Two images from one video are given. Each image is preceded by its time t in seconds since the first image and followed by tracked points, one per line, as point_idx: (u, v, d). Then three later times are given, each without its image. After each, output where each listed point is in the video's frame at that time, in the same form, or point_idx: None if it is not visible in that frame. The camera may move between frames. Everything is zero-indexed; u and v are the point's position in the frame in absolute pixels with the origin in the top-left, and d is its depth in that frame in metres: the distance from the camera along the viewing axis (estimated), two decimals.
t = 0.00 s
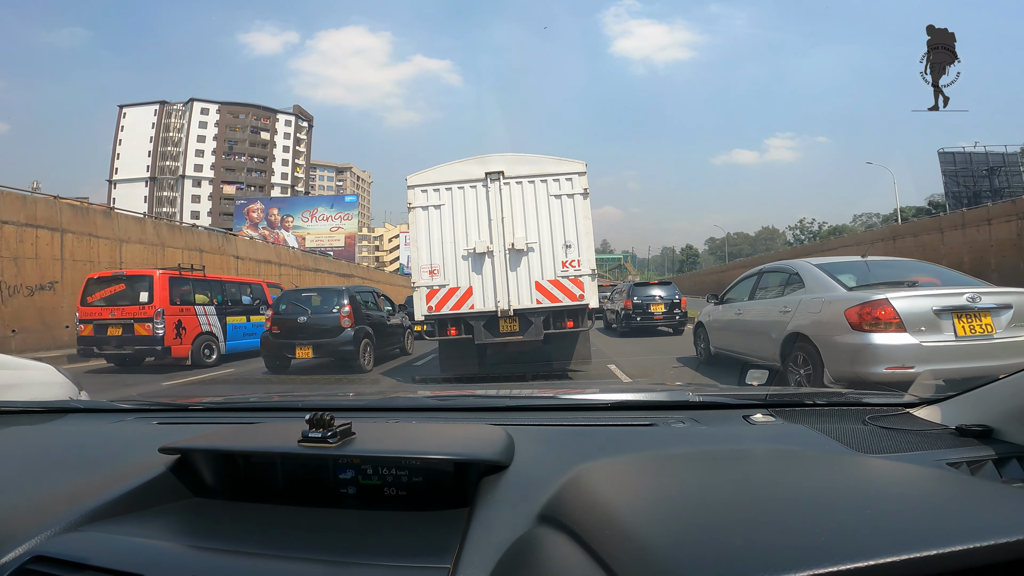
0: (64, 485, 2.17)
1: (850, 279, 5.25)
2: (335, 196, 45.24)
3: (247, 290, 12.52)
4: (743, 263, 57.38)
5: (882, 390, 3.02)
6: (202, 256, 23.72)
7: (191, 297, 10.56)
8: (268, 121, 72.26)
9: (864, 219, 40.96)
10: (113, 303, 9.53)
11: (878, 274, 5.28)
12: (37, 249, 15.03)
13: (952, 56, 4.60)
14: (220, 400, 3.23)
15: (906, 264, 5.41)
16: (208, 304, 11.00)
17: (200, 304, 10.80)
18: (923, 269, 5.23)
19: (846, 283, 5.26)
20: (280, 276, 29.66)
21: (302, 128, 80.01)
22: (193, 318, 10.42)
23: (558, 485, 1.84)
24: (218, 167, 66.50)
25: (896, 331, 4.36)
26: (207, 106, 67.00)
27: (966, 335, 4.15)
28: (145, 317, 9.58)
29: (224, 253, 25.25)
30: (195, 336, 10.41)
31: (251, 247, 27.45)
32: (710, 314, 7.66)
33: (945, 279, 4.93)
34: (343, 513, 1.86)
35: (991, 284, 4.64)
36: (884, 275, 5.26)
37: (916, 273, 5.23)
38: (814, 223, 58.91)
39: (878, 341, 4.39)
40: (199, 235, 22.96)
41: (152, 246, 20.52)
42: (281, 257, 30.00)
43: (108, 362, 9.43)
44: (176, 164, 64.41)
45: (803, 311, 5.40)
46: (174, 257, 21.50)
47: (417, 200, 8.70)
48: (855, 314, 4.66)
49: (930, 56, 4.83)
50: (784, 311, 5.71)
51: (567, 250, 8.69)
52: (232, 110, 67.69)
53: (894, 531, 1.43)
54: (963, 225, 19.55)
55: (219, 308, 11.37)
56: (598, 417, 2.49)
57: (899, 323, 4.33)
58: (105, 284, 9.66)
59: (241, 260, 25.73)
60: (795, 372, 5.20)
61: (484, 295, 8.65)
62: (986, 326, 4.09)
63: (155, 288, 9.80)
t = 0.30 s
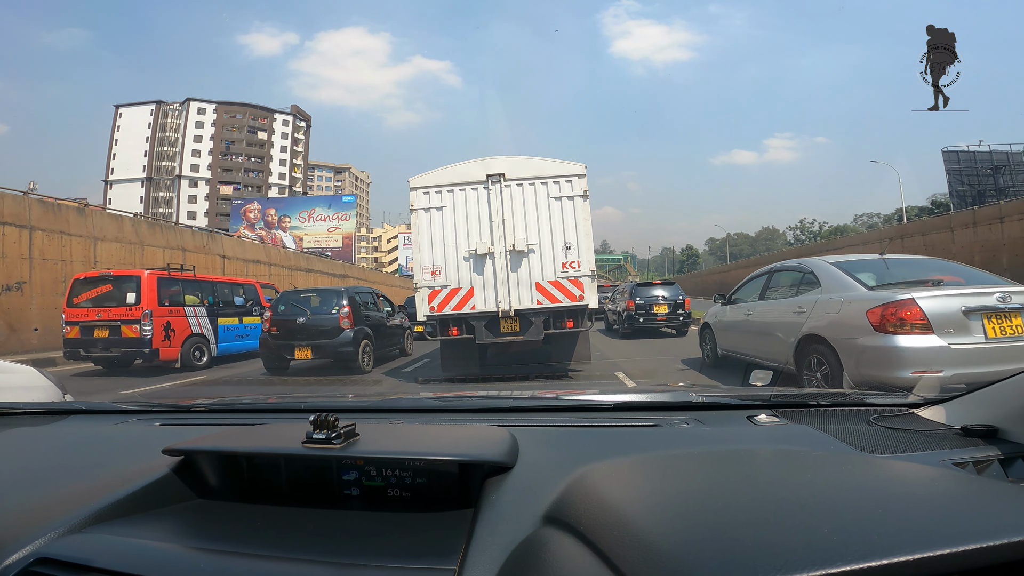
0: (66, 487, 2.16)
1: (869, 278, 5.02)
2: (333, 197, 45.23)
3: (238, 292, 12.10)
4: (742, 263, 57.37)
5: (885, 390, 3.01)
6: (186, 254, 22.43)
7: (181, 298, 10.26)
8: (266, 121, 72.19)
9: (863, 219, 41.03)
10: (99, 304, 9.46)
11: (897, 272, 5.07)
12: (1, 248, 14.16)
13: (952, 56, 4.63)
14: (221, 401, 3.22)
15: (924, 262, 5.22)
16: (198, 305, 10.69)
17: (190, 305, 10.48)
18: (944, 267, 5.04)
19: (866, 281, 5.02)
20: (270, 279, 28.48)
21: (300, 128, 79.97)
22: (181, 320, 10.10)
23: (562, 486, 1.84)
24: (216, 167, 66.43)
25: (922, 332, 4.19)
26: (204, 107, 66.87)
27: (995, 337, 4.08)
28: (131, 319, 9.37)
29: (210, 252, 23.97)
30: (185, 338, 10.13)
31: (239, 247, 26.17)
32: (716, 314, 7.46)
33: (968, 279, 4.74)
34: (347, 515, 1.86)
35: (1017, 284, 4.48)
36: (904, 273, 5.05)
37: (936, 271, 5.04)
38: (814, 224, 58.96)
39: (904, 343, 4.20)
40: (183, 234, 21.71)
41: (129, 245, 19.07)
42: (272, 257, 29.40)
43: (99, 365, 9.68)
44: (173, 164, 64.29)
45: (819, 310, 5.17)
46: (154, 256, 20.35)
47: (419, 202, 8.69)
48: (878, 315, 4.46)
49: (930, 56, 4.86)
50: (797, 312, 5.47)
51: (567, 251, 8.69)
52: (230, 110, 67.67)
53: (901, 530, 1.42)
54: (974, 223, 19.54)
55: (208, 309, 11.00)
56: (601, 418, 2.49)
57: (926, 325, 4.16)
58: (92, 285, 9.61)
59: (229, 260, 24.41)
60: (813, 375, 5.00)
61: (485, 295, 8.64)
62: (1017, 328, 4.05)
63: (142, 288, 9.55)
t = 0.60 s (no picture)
0: (68, 484, 2.18)
1: (891, 277, 4.85)
2: (329, 194, 45.14)
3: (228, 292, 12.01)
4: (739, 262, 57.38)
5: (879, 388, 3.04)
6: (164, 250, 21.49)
7: (168, 296, 10.22)
8: (262, 117, 71.96)
9: (864, 218, 41.09)
10: (84, 302, 9.41)
11: (919, 271, 4.90)
12: None
13: (952, 56, 4.67)
14: (221, 399, 3.24)
15: (944, 260, 5.07)
16: (187, 303, 10.64)
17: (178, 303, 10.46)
18: (965, 266, 4.91)
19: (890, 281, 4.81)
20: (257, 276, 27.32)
21: (296, 125, 79.73)
22: (168, 318, 10.03)
23: (561, 483, 1.87)
24: (211, 164, 66.22)
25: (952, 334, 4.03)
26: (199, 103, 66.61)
27: None
28: (116, 317, 9.35)
29: (190, 247, 22.99)
30: (173, 337, 10.09)
31: (222, 242, 25.32)
32: (722, 313, 7.27)
33: (991, 278, 4.64)
34: (349, 512, 1.88)
35: None
36: (926, 272, 4.88)
37: (957, 270, 4.90)
38: (813, 222, 59.05)
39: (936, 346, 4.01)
40: (162, 227, 20.66)
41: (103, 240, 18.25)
42: (260, 254, 28.57)
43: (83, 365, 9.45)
44: (168, 161, 64.04)
45: (839, 310, 4.94)
46: (130, 252, 19.38)
47: (420, 202, 8.71)
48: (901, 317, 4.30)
49: (931, 55, 4.88)
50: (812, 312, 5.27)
51: (565, 251, 8.71)
52: (226, 107, 67.46)
53: (893, 526, 1.45)
54: (983, 221, 19.59)
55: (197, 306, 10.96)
56: (599, 416, 2.51)
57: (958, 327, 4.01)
58: (78, 283, 9.57)
59: (211, 255, 23.50)
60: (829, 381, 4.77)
61: (485, 294, 8.66)
62: None
63: (127, 286, 9.50)
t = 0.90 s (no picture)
0: (69, 485, 2.17)
1: (922, 274, 4.46)
2: (325, 193, 45.08)
3: (218, 292, 12.03)
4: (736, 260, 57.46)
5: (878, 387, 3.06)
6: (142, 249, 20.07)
7: (158, 297, 10.24)
8: (258, 116, 71.82)
9: (864, 216, 41.23)
10: (71, 303, 9.33)
11: (952, 267, 4.52)
12: None
13: (952, 56, 4.67)
14: (221, 400, 3.23)
15: (976, 255, 4.70)
16: (177, 304, 10.64)
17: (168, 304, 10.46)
18: (1002, 261, 4.52)
19: (921, 277, 4.43)
20: (243, 275, 25.85)
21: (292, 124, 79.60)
22: (157, 319, 10.02)
23: (562, 482, 1.87)
24: (206, 164, 66.11)
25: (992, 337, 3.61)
26: (195, 102, 66.39)
27: None
28: (103, 319, 9.31)
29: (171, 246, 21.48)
30: (162, 339, 10.06)
31: (206, 241, 23.61)
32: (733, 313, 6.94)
33: None
34: (351, 512, 1.88)
35: None
36: (960, 268, 4.50)
37: (993, 265, 4.53)
38: (811, 220, 59.13)
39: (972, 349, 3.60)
40: (139, 225, 19.36)
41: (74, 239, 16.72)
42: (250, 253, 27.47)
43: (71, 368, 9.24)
44: (163, 160, 63.93)
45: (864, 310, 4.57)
46: (104, 251, 17.70)
47: (421, 203, 8.71)
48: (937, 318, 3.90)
49: (930, 56, 4.88)
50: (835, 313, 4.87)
51: (564, 251, 8.71)
52: (221, 106, 67.38)
53: (894, 523, 1.46)
54: (991, 219, 19.72)
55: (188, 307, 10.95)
56: (600, 416, 2.51)
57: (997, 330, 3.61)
58: (65, 284, 9.50)
59: (194, 254, 22.06)
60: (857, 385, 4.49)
61: (485, 294, 8.66)
62: None
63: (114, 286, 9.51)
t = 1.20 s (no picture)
0: (67, 488, 2.13)
1: (964, 271, 4.07)
2: (324, 196, 45.03)
3: (212, 295, 12.01)
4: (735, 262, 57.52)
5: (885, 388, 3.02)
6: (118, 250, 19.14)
7: (148, 300, 10.21)
8: (256, 119, 71.85)
9: (864, 216, 41.26)
10: (59, 307, 9.29)
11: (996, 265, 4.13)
12: None
13: (953, 55, 4.65)
14: (220, 403, 3.19)
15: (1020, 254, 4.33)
16: (168, 307, 10.63)
17: (159, 308, 10.42)
18: None
19: (963, 275, 4.05)
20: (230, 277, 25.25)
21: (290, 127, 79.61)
22: (147, 322, 9.97)
23: (568, 486, 1.82)
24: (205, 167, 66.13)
25: None
26: (191, 105, 66.34)
27: None
28: (92, 323, 9.17)
29: (153, 247, 20.75)
30: (153, 342, 9.99)
31: (189, 242, 22.64)
32: (747, 315, 6.63)
33: None
34: (352, 515, 1.84)
35: None
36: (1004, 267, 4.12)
37: None
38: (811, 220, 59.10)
39: None
40: (114, 225, 18.60)
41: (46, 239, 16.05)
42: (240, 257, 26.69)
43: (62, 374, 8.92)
44: (161, 164, 63.94)
45: (899, 311, 4.21)
46: (77, 251, 16.97)
47: (421, 205, 8.69)
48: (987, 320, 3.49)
49: (931, 55, 4.85)
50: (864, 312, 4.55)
51: (565, 253, 8.68)
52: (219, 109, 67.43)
53: (912, 526, 1.41)
54: (991, 220, 19.91)
55: (181, 311, 10.92)
56: (606, 417, 2.47)
57: None
58: (53, 288, 9.56)
59: (176, 255, 21.30)
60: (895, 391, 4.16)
61: (486, 297, 8.63)
62: None
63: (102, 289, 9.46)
